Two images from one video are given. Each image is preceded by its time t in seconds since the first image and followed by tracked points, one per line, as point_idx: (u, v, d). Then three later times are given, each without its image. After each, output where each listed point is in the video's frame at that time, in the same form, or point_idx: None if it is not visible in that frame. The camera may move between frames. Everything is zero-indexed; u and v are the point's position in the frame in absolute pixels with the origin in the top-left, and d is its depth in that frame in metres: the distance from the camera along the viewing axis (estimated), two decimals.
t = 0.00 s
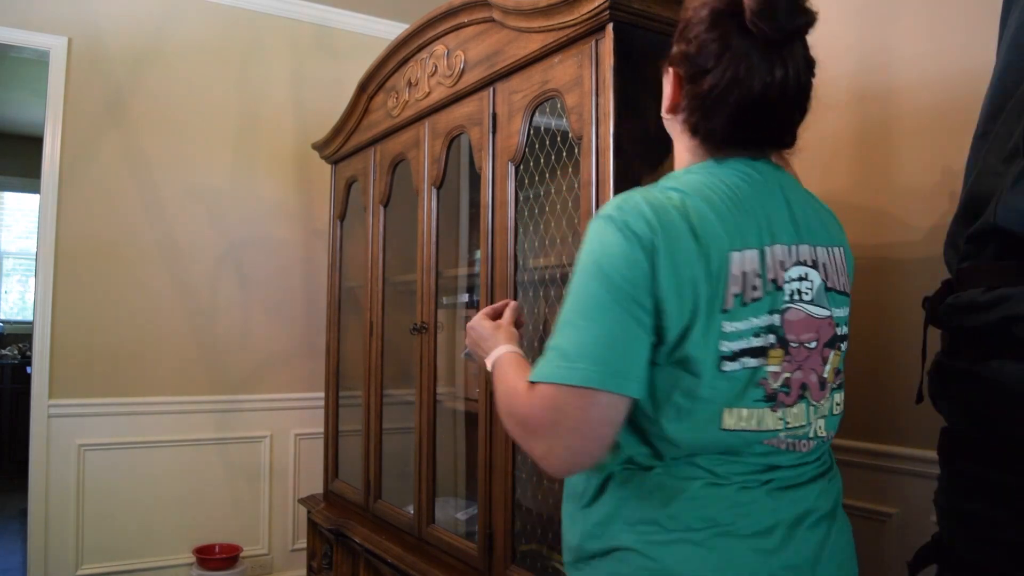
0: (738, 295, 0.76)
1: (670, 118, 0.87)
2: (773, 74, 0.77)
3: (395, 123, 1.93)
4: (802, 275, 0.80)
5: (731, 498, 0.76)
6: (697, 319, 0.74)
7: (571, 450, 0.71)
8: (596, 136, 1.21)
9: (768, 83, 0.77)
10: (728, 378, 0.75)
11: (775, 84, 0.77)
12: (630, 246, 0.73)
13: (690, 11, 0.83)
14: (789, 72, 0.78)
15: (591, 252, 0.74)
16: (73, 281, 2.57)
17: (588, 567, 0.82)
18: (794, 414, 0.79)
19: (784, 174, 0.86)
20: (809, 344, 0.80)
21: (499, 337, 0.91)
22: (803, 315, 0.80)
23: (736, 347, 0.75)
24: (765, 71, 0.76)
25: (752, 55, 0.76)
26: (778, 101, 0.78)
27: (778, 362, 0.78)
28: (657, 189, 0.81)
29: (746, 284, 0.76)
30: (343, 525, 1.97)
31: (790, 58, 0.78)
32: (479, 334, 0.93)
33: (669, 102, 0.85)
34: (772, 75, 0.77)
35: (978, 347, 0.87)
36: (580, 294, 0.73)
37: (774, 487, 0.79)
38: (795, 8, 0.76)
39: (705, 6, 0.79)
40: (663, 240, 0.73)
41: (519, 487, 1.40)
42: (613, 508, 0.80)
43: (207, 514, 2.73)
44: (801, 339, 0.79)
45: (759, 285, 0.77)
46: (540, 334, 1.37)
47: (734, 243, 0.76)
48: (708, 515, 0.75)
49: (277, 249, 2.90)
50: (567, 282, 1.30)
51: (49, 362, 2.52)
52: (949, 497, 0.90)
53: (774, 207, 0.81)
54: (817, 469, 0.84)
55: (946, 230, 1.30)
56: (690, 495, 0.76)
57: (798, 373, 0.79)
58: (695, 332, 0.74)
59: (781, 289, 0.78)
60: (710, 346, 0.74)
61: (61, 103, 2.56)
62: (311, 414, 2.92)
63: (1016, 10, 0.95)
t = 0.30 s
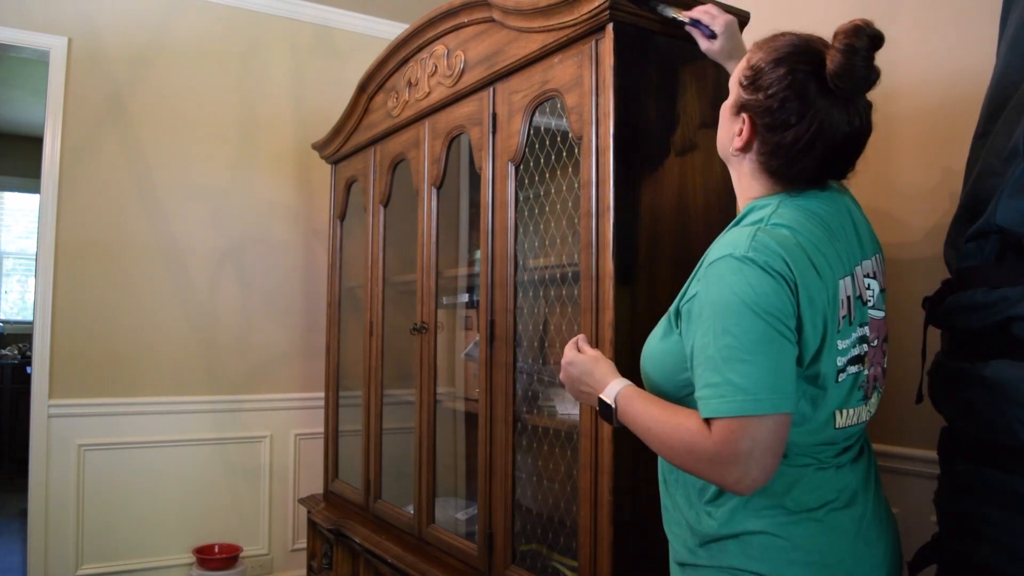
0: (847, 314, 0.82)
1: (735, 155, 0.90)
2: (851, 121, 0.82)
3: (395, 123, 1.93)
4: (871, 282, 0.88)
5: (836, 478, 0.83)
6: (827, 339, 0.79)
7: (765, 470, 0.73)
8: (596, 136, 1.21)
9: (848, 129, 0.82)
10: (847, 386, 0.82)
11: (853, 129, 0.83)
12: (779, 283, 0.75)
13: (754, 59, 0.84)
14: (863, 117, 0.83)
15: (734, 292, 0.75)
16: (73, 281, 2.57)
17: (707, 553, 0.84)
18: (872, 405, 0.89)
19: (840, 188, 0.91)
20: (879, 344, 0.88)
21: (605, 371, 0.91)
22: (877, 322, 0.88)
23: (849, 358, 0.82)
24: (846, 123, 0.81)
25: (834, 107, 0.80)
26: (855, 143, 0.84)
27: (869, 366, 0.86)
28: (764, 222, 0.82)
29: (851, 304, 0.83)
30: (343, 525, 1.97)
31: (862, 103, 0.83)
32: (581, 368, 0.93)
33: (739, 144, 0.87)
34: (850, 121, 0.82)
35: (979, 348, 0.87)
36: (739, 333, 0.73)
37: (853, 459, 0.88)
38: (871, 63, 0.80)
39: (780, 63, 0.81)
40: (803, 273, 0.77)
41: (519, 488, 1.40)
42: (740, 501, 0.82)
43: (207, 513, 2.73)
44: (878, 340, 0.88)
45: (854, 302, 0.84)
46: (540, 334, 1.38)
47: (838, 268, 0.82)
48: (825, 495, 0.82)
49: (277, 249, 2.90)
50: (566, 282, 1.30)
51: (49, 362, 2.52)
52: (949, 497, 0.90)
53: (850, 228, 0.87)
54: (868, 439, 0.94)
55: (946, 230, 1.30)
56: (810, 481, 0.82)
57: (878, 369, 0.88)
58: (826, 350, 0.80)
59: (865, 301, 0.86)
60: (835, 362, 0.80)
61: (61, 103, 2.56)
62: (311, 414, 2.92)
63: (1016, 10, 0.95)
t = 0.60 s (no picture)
0: (848, 309, 0.82)
1: (731, 147, 0.90)
2: (841, 100, 0.81)
3: (395, 123, 1.93)
4: (875, 278, 0.87)
5: (835, 479, 0.83)
6: (825, 336, 0.79)
7: (751, 468, 0.73)
8: (596, 136, 1.21)
9: (839, 109, 0.81)
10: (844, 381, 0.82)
11: (845, 109, 0.82)
12: (774, 273, 0.75)
13: (741, 46, 0.84)
14: (854, 95, 0.82)
15: (727, 280, 0.75)
16: (73, 281, 2.57)
17: (705, 557, 0.84)
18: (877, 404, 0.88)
19: (847, 181, 0.90)
20: (883, 341, 0.88)
21: (602, 362, 0.92)
22: (884, 317, 0.87)
23: (848, 355, 0.82)
24: (835, 101, 0.81)
25: (821, 86, 0.80)
26: (847, 124, 0.83)
27: (873, 364, 0.86)
28: (764, 212, 0.82)
29: (853, 298, 0.83)
30: (343, 525, 1.97)
31: (853, 83, 0.82)
32: (579, 357, 0.95)
33: (733, 135, 0.87)
34: (840, 101, 0.81)
35: (982, 348, 0.87)
36: (729, 323, 0.73)
37: (858, 461, 0.87)
38: (856, 38, 0.80)
39: (765, 46, 0.81)
40: (798, 266, 0.77)
41: (519, 488, 1.40)
42: (736, 503, 0.82)
43: (206, 513, 2.73)
44: (882, 337, 0.87)
45: (857, 296, 0.84)
46: (540, 334, 1.38)
47: (839, 261, 0.82)
48: (823, 496, 0.82)
49: (277, 249, 2.90)
50: (566, 282, 1.30)
51: (49, 362, 2.52)
52: (949, 498, 0.90)
53: (854, 219, 0.87)
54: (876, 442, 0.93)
55: (946, 230, 1.30)
56: (807, 481, 0.81)
57: (881, 368, 0.87)
58: (825, 346, 0.80)
59: (870, 297, 0.85)
60: (833, 359, 0.80)
61: (61, 103, 2.56)
62: (311, 414, 2.92)
63: (1015, 10, 0.95)
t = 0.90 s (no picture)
0: (859, 312, 0.82)
1: (736, 151, 0.90)
2: (845, 97, 0.81)
3: (395, 123, 1.93)
4: (887, 281, 0.87)
5: (843, 482, 0.83)
6: (834, 341, 0.79)
7: (757, 475, 0.73)
8: (596, 136, 1.21)
9: (843, 106, 0.81)
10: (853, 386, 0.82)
11: (849, 106, 0.82)
12: (782, 277, 0.75)
13: (740, 49, 0.85)
14: (857, 91, 0.82)
15: (734, 284, 0.75)
16: (73, 281, 2.57)
17: (710, 559, 0.85)
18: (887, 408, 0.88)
19: (855, 180, 0.90)
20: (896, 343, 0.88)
21: (610, 360, 0.92)
22: (897, 318, 0.87)
23: (857, 359, 0.82)
24: (839, 98, 0.81)
25: (823, 85, 0.80)
26: (852, 122, 0.83)
27: (884, 365, 0.86)
28: (772, 214, 0.82)
29: (863, 301, 0.83)
30: (343, 525, 1.97)
31: (855, 79, 0.82)
32: (587, 356, 0.95)
33: (738, 138, 0.87)
34: (844, 98, 0.81)
35: (982, 348, 0.87)
36: (737, 328, 0.73)
37: (867, 464, 0.87)
38: (856, 33, 0.80)
39: (764, 48, 0.81)
40: (806, 270, 0.77)
41: (519, 487, 1.40)
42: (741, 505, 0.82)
43: (207, 514, 2.72)
44: (893, 339, 0.87)
45: (868, 298, 0.84)
46: (540, 334, 1.38)
47: (848, 264, 0.82)
48: (830, 499, 0.81)
49: (277, 250, 2.90)
50: (566, 282, 1.30)
51: (49, 361, 2.52)
52: (949, 498, 0.90)
53: (864, 222, 0.87)
54: (886, 445, 0.92)
55: (946, 230, 1.30)
56: (814, 484, 0.81)
57: (891, 370, 0.87)
58: (834, 351, 0.79)
59: (882, 298, 0.85)
60: (842, 363, 0.80)
61: (61, 103, 2.56)
62: (311, 414, 2.92)
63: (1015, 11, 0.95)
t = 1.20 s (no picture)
0: (855, 311, 0.82)
1: (732, 152, 0.90)
2: (836, 94, 0.81)
3: (394, 123, 1.93)
4: (884, 280, 0.87)
5: (840, 482, 0.82)
6: (831, 340, 0.79)
7: (755, 474, 0.73)
8: (596, 136, 1.21)
9: (834, 104, 0.81)
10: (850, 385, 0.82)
11: (841, 103, 0.81)
12: (777, 276, 0.75)
13: (732, 51, 0.85)
14: (849, 88, 0.82)
15: (731, 284, 0.75)
16: (72, 281, 2.57)
17: (706, 560, 0.85)
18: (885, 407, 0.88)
19: (851, 178, 0.90)
20: (892, 343, 0.88)
21: (609, 364, 0.92)
22: (893, 318, 0.87)
23: (854, 358, 0.82)
24: (829, 96, 0.80)
25: (813, 82, 0.80)
26: (844, 120, 0.82)
27: (880, 365, 0.86)
28: (768, 213, 0.82)
29: (860, 299, 0.83)
30: (343, 525, 1.97)
31: (847, 77, 0.82)
32: (586, 360, 0.95)
33: (732, 140, 0.87)
34: (835, 95, 0.81)
35: (982, 348, 0.87)
36: (733, 327, 0.73)
37: (864, 463, 0.86)
38: (844, 31, 0.80)
39: (754, 48, 0.81)
40: (802, 268, 0.77)
41: (518, 487, 1.40)
42: (736, 505, 0.83)
43: (207, 513, 2.72)
44: (889, 338, 0.87)
45: (864, 298, 0.84)
46: (540, 334, 1.38)
47: (844, 263, 0.82)
48: (826, 499, 0.81)
49: (277, 250, 2.90)
50: (566, 282, 1.30)
51: (49, 361, 2.52)
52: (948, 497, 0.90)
53: (862, 221, 0.87)
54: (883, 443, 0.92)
55: (946, 229, 1.30)
56: (809, 484, 0.81)
57: (889, 369, 0.87)
58: (831, 350, 0.80)
59: (878, 298, 0.85)
60: (839, 362, 0.80)
61: (61, 103, 2.56)
62: (311, 414, 2.92)
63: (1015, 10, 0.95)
